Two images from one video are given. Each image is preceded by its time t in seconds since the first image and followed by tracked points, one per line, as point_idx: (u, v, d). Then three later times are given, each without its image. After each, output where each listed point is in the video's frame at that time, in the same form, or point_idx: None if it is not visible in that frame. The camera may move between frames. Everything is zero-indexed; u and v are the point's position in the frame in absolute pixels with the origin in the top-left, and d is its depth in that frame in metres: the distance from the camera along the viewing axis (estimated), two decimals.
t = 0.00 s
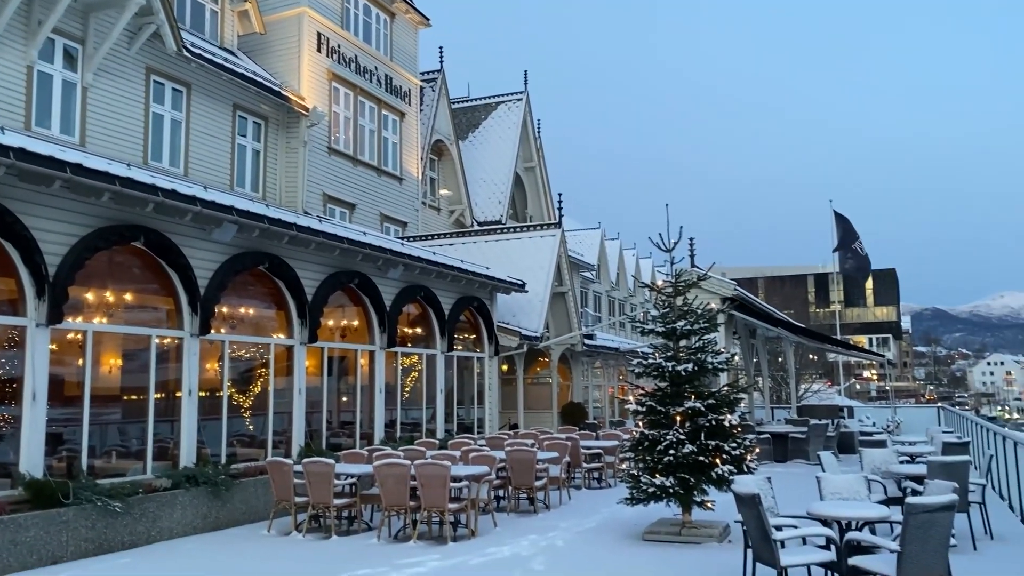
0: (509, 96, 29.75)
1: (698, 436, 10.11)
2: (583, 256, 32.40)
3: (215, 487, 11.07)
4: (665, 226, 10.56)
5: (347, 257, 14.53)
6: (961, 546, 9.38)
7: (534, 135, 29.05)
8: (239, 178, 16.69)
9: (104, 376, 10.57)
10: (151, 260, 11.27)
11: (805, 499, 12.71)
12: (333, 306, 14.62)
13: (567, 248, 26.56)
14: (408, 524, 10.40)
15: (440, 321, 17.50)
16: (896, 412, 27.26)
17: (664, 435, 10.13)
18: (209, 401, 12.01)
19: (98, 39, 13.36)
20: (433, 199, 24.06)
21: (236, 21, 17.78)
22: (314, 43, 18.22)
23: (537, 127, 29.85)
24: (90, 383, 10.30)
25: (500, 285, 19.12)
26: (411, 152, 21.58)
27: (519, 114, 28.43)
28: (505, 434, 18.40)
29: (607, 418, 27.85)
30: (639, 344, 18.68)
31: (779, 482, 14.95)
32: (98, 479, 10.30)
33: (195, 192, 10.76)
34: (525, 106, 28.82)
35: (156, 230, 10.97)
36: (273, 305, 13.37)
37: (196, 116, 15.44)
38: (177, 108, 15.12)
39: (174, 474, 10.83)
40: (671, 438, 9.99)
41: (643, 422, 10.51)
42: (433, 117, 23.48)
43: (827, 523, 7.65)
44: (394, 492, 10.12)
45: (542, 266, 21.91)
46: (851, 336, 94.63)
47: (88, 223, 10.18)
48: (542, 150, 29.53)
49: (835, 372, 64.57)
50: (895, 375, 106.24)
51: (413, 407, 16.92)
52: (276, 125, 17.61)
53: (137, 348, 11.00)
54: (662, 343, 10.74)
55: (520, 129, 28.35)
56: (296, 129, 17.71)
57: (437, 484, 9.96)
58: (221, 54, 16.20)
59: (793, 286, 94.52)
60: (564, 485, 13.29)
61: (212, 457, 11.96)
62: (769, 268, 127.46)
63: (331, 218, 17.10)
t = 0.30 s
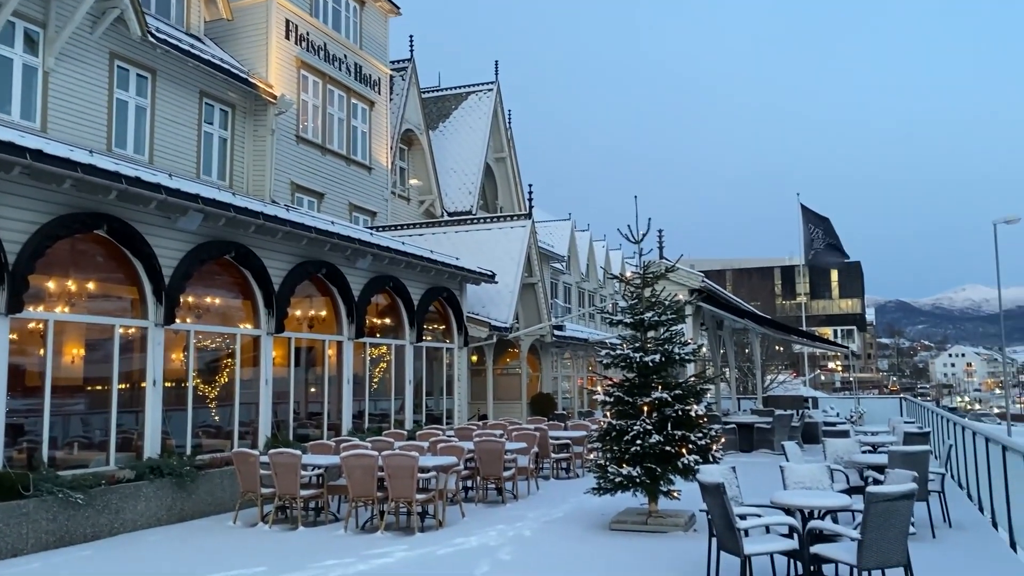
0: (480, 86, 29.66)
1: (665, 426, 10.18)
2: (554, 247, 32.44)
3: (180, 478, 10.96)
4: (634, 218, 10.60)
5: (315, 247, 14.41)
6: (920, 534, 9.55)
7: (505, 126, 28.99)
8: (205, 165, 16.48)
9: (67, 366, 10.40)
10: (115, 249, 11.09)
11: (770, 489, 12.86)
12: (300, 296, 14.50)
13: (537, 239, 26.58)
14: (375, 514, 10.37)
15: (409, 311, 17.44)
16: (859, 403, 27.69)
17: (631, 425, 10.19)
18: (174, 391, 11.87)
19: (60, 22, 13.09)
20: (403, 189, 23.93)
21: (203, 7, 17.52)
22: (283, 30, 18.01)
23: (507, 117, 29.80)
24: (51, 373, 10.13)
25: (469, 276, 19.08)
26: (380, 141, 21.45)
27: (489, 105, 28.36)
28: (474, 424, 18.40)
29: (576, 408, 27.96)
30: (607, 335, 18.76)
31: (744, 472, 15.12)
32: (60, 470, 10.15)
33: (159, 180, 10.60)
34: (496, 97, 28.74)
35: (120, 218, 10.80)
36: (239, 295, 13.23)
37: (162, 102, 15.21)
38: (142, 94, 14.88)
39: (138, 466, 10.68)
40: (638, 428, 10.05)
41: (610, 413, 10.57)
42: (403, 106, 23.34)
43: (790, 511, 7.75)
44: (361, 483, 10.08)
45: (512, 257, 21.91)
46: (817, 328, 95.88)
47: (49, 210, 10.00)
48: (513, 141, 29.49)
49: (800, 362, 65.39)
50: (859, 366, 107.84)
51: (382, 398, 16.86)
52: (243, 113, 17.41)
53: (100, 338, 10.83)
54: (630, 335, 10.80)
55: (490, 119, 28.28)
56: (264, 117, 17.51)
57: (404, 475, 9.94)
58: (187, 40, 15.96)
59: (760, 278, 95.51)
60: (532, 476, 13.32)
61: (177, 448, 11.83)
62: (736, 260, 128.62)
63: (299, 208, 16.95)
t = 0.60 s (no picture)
0: (453, 78, 29.56)
1: (636, 419, 10.23)
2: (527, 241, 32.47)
3: (147, 472, 10.84)
4: (606, 212, 10.63)
5: (285, 239, 14.28)
6: (885, 525, 9.70)
7: (478, 119, 28.93)
8: (174, 156, 16.28)
9: (32, 359, 10.23)
10: (80, 240, 10.92)
11: (738, 481, 13.00)
12: (271, 289, 14.38)
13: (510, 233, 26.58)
14: (346, 508, 10.33)
15: (381, 305, 17.37)
16: (827, 396, 28.05)
17: (603, 418, 10.23)
18: (141, 384, 11.73)
19: (25, 8, 12.83)
20: (375, 181, 23.81)
21: None
22: (254, 19, 17.80)
23: (481, 110, 29.73)
24: (15, 366, 9.96)
25: (442, 269, 19.03)
26: (352, 133, 21.31)
27: (462, 97, 28.27)
28: (446, 417, 18.38)
29: (547, 401, 28.06)
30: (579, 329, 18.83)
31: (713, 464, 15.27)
32: (23, 464, 9.99)
33: (126, 170, 10.45)
34: (470, 89, 28.65)
35: (86, 208, 10.63)
36: (209, 287, 13.09)
37: (129, 91, 14.98)
38: (109, 82, 14.65)
39: (105, 459, 10.50)
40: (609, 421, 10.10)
41: (581, 406, 10.60)
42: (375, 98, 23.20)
43: (758, 503, 7.82)
44: (331, 476, 10.04)
45: (485, 250, 21.90)
46: (786, 322, 96.91)
47: (13, 200, 9.82)
48: (486, 133, 29.43)
49: (769, 356, 66.21)
50: (828, 360, 109.21)
51: (353, 391, 16.79)
52: (213, 103, 17.20)
53: (65, 330, 10.66)
54: (602, 328, 10.85)
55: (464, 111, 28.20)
56: (234, 107, 17.32)
57: (375, 469, 9.91)
58: (156, 28, 15.72)
59: (730, 272, 96.32)
60: (504, 469, 13.34)
61: (145, 441, 11.69)
62: (708, 254, 129.58)
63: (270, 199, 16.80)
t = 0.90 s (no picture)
0: (429, 73, 29.46)
1: (609, 415, 10.26)
2: (502, 237, 32.46)
3: (116, 469, 10.70)
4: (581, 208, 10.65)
5: (258, 234, 14.16)
6: (854, 520, 9.80)
7: (453, 114, 28.86)
8: (145, 149, 16.07)
9: None
10: (48, 234, 10.75)
11: (711, 476, 13.09)
12: (243, 284, 14.25)
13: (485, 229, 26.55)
14: (318, 504, 10.27)
15: (355, 300, 17.27)
16: (799, 393, 28.32)
17: (576, 414, 10.24)
18: (110, 380, 11.58)
19: None
20: (350, 176, 23.67)
21: None
22: (227, 11, 17.61)
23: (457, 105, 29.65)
24: None
25: (416, 265, 18.95)
26: (326, 128, 21.17)
27: (438, 92, 28.19)
28: (420, 413, 18.34)
29: (522, 397, 28.10)
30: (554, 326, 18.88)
31: (686, 460, 15.37)
32: None
33: (95, 162, 10.29)
34: (445, 84, 28.57)
35: (53, 202, 10.46)
36: (180, 282, 12.94)
37: (99, 83, 14.77)
38: (78, 74, 14.44)
39: (72, 456, 10.36)
40: (583, 417, 10.12)
41: (555, 402, 10.62)
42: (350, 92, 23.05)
43: (729, 498, 7.87)
44: (303, 473, 9.98)
45: (460, 246, 21.84)
46: (759, 319, 97.73)
47: None
48: (462, 129, 29.37)
49: (742, 353, 66.71)
50: (800, 356, 110.30)
51: (326, 387, 16.69)
52: (184, 96, 17.01)
53: (33, 325, 10.49)
54: (576, 324, 10.88)
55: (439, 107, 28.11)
56: (206, 100, 17.14)
57: (348, 466, 9.85)
58: (127, 20, 15.51)
59: (704, 269, 96.98)
60: (478, 465, 13.34)
61: (114, 438, 11.54)
62: (682, 251, 130.36)
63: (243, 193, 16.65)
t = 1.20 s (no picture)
0: (406, 70, 29.35)
1: (585, 414, 10.26)
2: (479, 236, 32.42)
3: (86, 469, 10.55)
4: (557, 207, 10.64)
5: (232, 231, 14.02)
6: (826, 518, 9.88)
7: (430, 112, 28.77)
8: (117, 145, 15.87)
9: None
10: (16, 230, 10.57)
11: (685, 475, 13.15)
12: (217, 282, 14.11)
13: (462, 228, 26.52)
14: (292, 504, 10.19)
15: (330, 299, 17.15)
16: (773, 392, 28.53)
17: (552, 413, 10.24)
18: (81, 379, 11.41)
19: None
20: (325, 173, 23.51)
21: None
22: (201, 6, 17.43)
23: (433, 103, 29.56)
24: None
25: (392, 263, 18.87)
26: (302, 124, 21.03)
27: (415, 90, 28.08)
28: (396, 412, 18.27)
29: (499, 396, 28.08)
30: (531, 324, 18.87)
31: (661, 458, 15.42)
32: None
33: (65, 158, 10.14)
34: (422, 82, 28.47)
35: (22, 198, 10.29)
36: (152, 279, 12.78)
37: (70, 78, 14.56)
38: (49, 68, 14.22)
39: (40, 456, 10.17)
40: (558, 416, 10.11)
41: (531, 401, 10.61)
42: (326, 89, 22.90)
43: (703, 497, 7.90)
44: (277, 473, 9.89)
45: (436, 245, 21.77)
46: (734, 318, 98.39)
47: None
48: (439, 127, 29.29)
49: (717, 352, 67.13)
50: (774, 355, 111.23)
51: (300, 386, 16.57)
52: (157, 91, 16.82)
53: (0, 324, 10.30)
54: (552, 323, 10.88)
55: (416, 104, 28.01)
56: (180, 95, 16.96)
57: (322, 465, 9.78)
58: (99, 14, 15.30)
59: (680, 269, 97.53)
60: (453, 465, 13.30)
61: (84, 438, 11.37)
62: (658, 250, 131.02)
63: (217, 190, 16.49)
